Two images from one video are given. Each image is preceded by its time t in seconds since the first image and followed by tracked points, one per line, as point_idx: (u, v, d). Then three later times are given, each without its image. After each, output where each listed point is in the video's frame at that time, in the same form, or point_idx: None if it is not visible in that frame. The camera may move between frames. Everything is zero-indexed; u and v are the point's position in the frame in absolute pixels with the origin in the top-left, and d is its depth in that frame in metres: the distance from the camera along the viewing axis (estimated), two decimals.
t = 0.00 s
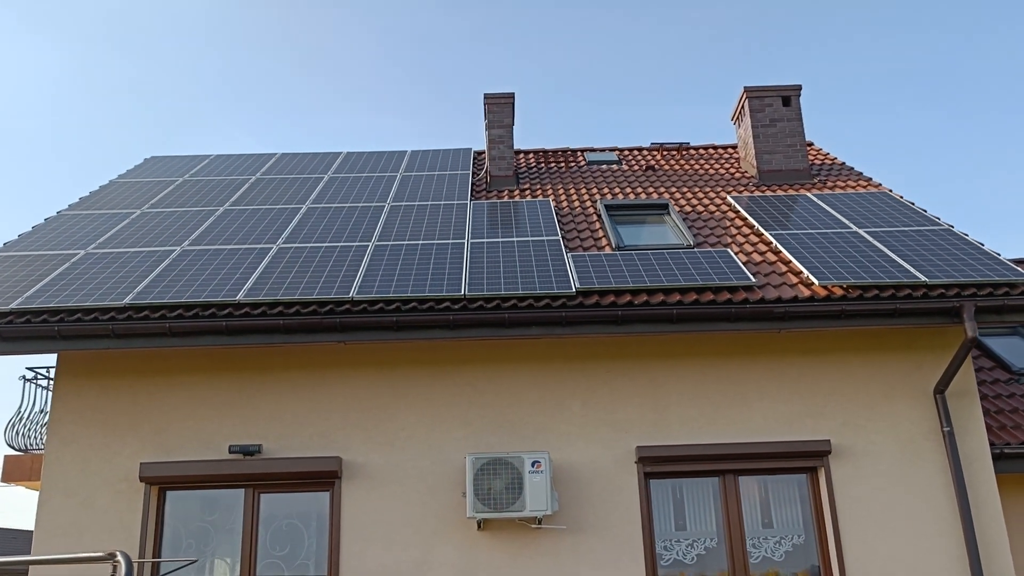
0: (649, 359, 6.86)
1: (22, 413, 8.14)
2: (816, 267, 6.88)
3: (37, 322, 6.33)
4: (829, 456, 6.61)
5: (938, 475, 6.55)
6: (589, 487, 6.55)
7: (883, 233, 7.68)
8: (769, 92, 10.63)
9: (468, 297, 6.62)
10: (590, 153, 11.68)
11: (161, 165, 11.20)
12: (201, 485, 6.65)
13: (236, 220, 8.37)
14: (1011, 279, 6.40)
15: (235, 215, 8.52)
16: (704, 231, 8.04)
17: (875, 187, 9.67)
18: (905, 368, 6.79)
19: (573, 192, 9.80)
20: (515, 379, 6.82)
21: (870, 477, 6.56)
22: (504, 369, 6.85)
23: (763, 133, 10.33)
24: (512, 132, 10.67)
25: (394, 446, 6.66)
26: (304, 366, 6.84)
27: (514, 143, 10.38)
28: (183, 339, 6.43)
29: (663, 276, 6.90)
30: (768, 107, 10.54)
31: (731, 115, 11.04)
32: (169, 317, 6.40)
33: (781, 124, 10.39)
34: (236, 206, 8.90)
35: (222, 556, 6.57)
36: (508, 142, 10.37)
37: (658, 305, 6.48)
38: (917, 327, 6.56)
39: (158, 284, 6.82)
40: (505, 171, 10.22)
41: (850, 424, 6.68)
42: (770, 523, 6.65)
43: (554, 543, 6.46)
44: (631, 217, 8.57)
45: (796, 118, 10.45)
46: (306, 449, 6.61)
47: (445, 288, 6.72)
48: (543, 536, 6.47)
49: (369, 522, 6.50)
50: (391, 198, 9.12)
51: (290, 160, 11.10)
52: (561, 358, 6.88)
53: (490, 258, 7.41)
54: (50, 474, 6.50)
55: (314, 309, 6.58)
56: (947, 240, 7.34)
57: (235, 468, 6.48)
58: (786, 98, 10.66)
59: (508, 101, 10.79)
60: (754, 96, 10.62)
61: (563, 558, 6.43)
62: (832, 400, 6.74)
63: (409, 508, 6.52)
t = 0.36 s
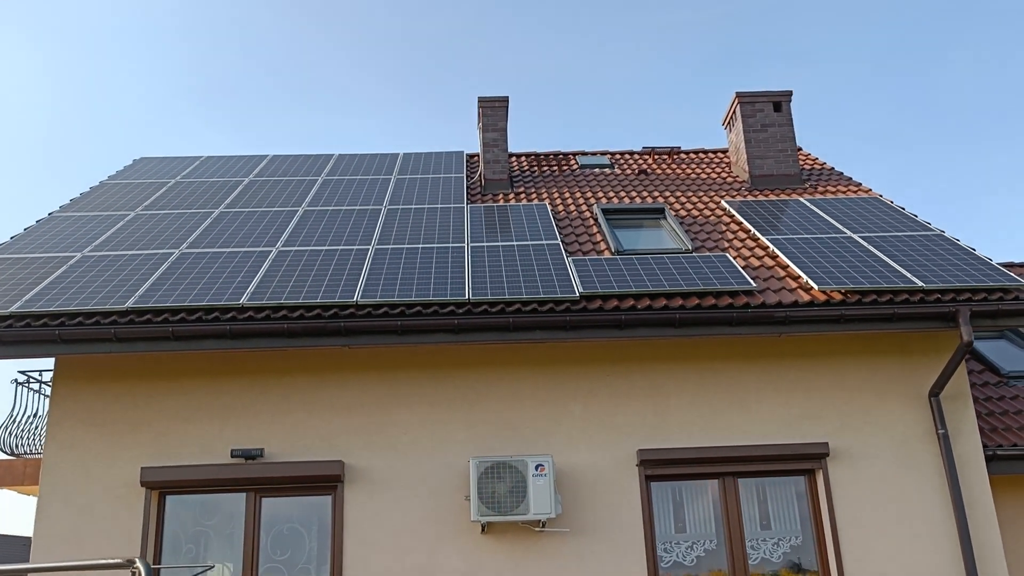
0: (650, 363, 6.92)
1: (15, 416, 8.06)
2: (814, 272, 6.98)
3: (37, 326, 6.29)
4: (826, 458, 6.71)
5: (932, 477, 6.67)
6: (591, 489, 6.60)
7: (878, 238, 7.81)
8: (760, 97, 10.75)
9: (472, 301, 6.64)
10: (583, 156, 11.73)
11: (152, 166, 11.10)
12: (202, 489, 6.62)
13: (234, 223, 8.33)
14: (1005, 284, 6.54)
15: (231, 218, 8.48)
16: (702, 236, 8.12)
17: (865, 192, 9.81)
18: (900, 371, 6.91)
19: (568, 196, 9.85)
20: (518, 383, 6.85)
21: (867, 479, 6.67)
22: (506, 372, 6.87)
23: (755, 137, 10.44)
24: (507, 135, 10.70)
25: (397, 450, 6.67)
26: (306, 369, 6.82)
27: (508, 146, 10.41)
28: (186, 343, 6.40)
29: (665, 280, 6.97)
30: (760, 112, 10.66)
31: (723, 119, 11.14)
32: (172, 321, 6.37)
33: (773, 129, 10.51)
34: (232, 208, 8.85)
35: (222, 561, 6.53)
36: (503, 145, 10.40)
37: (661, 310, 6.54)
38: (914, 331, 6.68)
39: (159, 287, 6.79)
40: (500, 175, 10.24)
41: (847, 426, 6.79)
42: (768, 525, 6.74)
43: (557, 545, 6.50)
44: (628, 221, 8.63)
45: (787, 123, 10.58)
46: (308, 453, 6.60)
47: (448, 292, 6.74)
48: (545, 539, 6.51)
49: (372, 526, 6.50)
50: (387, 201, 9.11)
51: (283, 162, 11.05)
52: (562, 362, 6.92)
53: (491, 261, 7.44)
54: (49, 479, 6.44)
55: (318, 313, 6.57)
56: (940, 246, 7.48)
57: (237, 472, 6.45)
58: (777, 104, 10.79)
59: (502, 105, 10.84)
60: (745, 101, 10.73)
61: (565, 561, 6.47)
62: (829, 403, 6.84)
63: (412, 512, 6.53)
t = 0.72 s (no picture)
0: (652, 362, 6.96)
1: (12, 415, 7.91)
2: (815, 272, 7.05)
3: (40, 324, 6.24)
4: (827, 457, 6.77)
5: (930, 475, 6.75)
6: (594, 489, 6.63)
7: (875, 239, 7.90)
8: (756, 100, 10.84)
9: (477, 300, 6.65)
10: (579, 157, 11.77)
11: (147, 164, 11.01)
12: (204, 489, 6.58)
13: (233, 221, 8.29)
14: (1002, 285, 6.65)
15: (231, 216, 8.43)
16: (701, 237, 8.18)
17: (859, 194, 9.91)
18: (899, 371, 6.99)
19: (566, 196, 9.88)
20: (521, 382, 6.86)
21: (866, 477, 6.75)
22: (510, 372, 6.89)
23: (750, 139, 10.52)
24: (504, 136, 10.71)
25: (400, 449, 6.66)
26: (310, 369, 6.80)
27: (506, 146, 10.43)
28: (190, 342, 6.37)
29: (668, 280, 7.01)
30: (755, 114, 10.74)
31: (718, 121, 11.21)
32: (176, 320, 6.34)
33: (768, 131, 10.60)
34: (231, 206, 8.80)
35: (224, 561, 6.50)
36: (500, 146, 10.42)
37: (665, 309, 6.58)
38: (914, 331, 6.76)
39: (162, 286, 6.75)
40: (498, 175, 10.25)
41: (847, 425, 6.86)
42: (769, 523, 6.79)
43: (560, 544, 6.52)
44: (628, 221, 8.68)
45: (782, 125, 10.67)
46: (312, 452, 6.58)
47: (454, 291, 6.74)
48: (549, 537, 6.53)
49: (375, 525, 6.49)
50: (387, 200, 9.10)
51: (279, 161, 11.00)
52: (566, 361, 6.94)
53: (494, 261, 7.45)
54: (50, 478, 6.39)
55: (323, 312, 6.56)
56: (937, 247, 7.58)
57: (240, 472, 6.43)
58: (772, 106, 10.89)
59: (500, 105, 10.86)
60: (741, 103, 10.81)
61: (569, 559, 6.49)
62: (830, 402, 6.91)
63: (415, 511, 6.53)
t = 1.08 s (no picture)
0: (660, 359, 6.98)
1: (13, 415, 7.94)
2: (822, 270, 7.10)
3: (47, 322, 6.17)
4: (833, 453, 6.82)
5: (935, 471, 6.83)
6: (604, 486, 6.64)
7: (878, 237, 7.97)
8: (755, 99, 10.89)
9: (488, 298, 6.62)
10: (578, 155, 11.78)
11: (143, 162, 10.89)
12: (212, 488, 6.54)
13: (236, 219, 8.22)
14: (1007, 283, 6.72)
15: (234, 214, 8.37)
16: (705, 235, 8.22)
17: (858, 193, 9.99)
18: (904, 368, 7.05)
19: (567, 194, 9.89)
20: (530, 379, 6.86)
21: (872, 473, 6.81)
22: (518, 369, 6.88)
23: (750, 138, 10.57)
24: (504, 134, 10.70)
25: (409, 447, 6.64)
26: (318, 366, 6.76)
27: (506, 145, 10.42)
28: (200, 340, 6.32)
29: (676, 278, 7.03)
30: (754, 113, 10.80)
31: (717, 120, 11.25)
32: (185, 317, 6.29)
33: (767, 130, 10.65)
34: (232, 204, 8.74)
35: (232, 560, 6.46)
36: (501, 144, 10.41)
37: (675, 307, 6.60)
38: (920, 328, 6.82)
39: (169, 284, 6.69)
40: (499, 172, 10.24)
41: (854, 421, 6.91)
42: (775, 519, 6.83)
43: (570, 541, 6.53)
44: (631, 219, 8.70)
45: (781, 124, 10.73)
46: (321, 450, 6.55)
47: (464, 289, 6.72)
48: (559, 535, 6.54)
49: (385, 523, 6.47)
50: (390, 198, 9.06)
51: (278, 159, 10.92)
52: (574, 358, 6.95)
53: (502, 258, 7.44)
54: (55, 477, 6.33)
55: (334, 309, 6.52)
56: (940, 245, 7.66)
57: (249, 470, 6.39)
58: (771, 105, 10.94)
59: (500, 103, 10.86)
60: (740, 102, 10.86)
61: (579, 556, 6.50)
62: (836, 399, 6.96)
63: (425, 508, 6.52)
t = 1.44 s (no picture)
0: (670, 356, 7.01)
1: (14, 413, 7.86)
2: (829, 268, 7.15)
3: (56, 321, 6.12)
4: (841, 449, 6.87)
5: (941, 467, 6.90)
6: (614, 483, 6.65)
7: (882, 235, 8.03)
8: (755, 97, 10.94)
9: (501, 296, 6.59)
10: (578, 154, 11.79)
11: (141, 159, 10.79)
12: (222, 487, 6.51)
13: (241, 217, 8.17)
14: (1012, 280, 6.79)
15: (238, 212, 8.31)
16: (711, 233, 8.26)
17: (858, 191, 10.06)
18: (911, 365, 7.11)
19: (570, 192, 9.90)
20: (540, 377, 6.87)
21: (880, 469, 6.87)
22: (529, 367, 6.89)
23: (751, 137, 10.62)
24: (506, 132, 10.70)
25: (420, 445, 6.63)
26: (328, 365, 6.74)
27: (508, 143, 10.41)
28: (211, 338, 6.28)
29: (686, 275, 7.05)
30: (755, 112, 10.85)
31: (717, 118, 11.30)
32: (196, 315, 6.25)
33: (768, 129, 10.71)
34: (236, 202, 8.68)
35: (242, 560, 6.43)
36: (503, 142, 10.41)
37: (687, 305, 6.62)
38: (927, 326, 6.88)
39: (178, 282, 6.64)
40: (501, 170, 10.24)
41: (861, 418, 6.97)
42: (783, 515, 6.87)
43: (581, 538, 6.54)
44: (636, 217, 8.72)
45: (781, 123, 10.79)
46: (332, 449, 6.53)
47: (476, 286, 6.69)
48: (570, 532, 6.55)
49: (397, 522, 6.46)
50: (394, 196, 9.03)
51: (278, 156, 10.86)
52: (584, 356, 6.96)
53: (511, 256, 7.43)
54: (64, 477, 6.28)
55: (345, 307, 6.48)
56: (944, 243, 7.73)
57: (260, 469, 6.37)
58: (772, 103, 11.00)
59: (502, 101, 10.85)
60: (741, 101, 10.91)
61: (590, 554, 6.52)
62: (844, 396, 7.01)
63: (437, 506, 6.51)
